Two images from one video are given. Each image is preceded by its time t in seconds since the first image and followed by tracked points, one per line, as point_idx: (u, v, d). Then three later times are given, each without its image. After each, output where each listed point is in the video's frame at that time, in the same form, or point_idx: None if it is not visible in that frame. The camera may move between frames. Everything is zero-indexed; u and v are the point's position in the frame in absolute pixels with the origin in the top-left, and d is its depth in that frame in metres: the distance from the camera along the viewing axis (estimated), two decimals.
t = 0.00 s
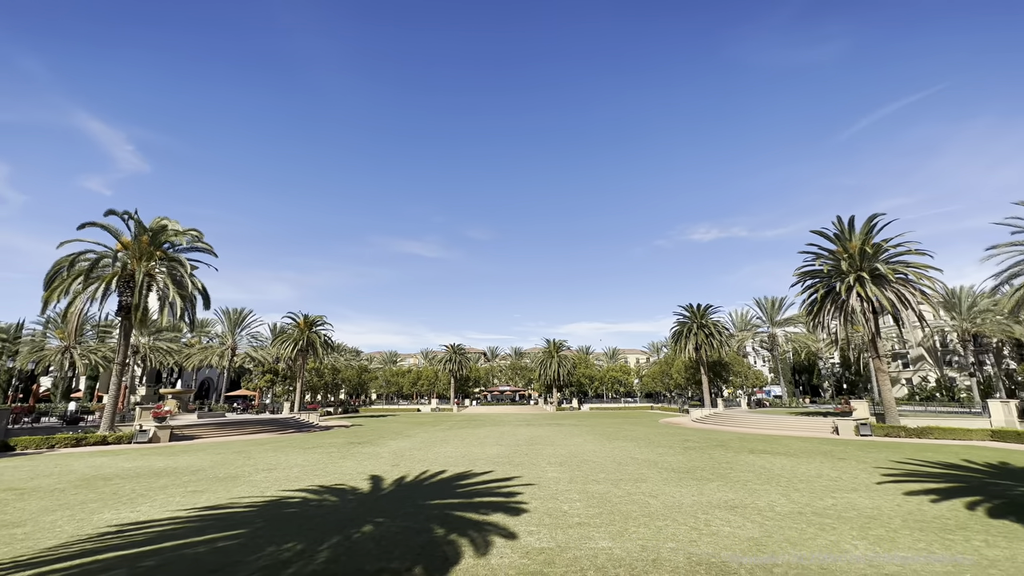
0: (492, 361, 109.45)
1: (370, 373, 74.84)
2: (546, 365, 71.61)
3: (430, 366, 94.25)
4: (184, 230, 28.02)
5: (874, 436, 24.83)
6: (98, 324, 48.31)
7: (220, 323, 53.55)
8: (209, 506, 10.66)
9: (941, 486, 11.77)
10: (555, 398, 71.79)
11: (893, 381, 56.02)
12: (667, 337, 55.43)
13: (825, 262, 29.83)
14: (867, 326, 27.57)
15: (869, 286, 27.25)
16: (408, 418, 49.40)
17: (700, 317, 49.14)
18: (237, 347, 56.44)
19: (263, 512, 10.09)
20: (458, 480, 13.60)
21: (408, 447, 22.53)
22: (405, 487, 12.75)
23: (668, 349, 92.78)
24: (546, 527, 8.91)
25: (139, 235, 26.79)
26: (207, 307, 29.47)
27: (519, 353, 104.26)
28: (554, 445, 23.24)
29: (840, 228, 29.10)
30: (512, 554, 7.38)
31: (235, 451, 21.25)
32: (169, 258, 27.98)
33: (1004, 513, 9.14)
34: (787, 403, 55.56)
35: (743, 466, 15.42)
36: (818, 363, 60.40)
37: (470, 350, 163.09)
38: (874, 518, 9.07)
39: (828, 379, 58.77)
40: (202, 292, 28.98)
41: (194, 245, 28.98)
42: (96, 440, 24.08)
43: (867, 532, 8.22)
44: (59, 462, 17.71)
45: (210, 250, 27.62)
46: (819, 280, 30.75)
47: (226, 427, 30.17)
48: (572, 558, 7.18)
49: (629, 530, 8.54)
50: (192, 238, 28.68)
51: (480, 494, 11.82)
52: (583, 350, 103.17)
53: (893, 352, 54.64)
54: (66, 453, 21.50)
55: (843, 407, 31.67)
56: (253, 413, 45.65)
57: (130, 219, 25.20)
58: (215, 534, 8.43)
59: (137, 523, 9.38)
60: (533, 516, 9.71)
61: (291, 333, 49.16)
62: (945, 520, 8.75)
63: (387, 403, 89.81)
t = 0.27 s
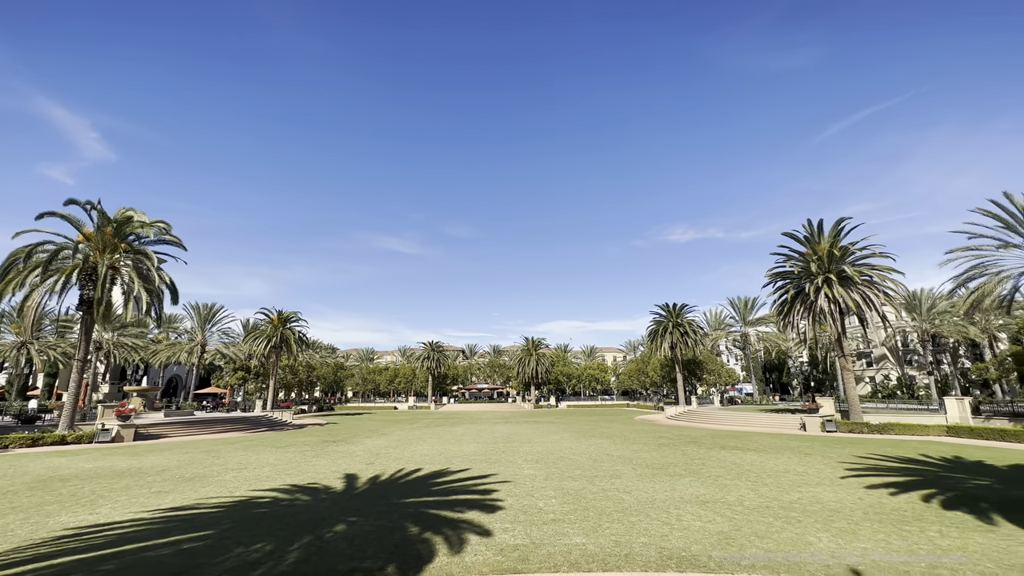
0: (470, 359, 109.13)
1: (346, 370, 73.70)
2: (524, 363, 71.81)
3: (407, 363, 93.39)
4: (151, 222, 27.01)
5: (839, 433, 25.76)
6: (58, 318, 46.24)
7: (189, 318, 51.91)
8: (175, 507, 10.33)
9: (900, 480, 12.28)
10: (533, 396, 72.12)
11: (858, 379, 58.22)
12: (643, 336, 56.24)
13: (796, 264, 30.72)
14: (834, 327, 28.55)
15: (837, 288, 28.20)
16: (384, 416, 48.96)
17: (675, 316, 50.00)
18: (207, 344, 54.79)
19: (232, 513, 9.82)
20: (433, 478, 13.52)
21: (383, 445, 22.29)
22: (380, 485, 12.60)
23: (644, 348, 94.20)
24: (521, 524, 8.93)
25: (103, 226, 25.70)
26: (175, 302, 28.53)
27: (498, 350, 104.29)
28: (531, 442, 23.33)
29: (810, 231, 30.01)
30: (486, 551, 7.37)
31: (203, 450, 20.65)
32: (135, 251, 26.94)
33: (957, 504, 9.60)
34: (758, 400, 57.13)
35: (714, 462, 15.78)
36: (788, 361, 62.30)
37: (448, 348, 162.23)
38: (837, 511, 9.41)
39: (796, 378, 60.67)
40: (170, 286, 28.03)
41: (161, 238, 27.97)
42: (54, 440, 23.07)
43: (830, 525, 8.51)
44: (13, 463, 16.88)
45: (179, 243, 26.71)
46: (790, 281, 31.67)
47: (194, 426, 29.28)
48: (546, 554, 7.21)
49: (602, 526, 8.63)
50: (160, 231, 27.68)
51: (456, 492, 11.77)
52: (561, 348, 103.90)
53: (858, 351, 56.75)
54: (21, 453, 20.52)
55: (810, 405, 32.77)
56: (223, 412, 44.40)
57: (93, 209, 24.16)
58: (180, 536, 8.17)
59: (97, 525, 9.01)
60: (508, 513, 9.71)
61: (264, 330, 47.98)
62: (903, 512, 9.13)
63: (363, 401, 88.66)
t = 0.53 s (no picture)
0: (449, 356, 108.60)
1: (322, 367, 72.43)
2: (504, 360, 71.84)
3: (385, 360, 92.36)
4: (116, 212, 25.97)
5: (807, 428, 26.60)
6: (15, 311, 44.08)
7: (157, 313, 50.15)
8: (140, 508, 9.98)
9: (863, 473, 12.76)
10: (512, 393, 72.27)
11: (825, 376, 60.21)
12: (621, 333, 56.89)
13: (769, 264, 31.49)
14: (804, 325, 29.42)
15: (807, 288, 29.05)
16: (361, 413, 48.35)
17: (652, 314, 50.72)
18: (176, 339, 53.04)
19: (200, 513, 9.54)
20: (410, 476, 13.42)
21: (359, 442, 22.00)
22: (355, 483, 12.43)
23: (622, 345, 95.34)
24: (497, 520, 8.93)
25: (64, 216, 24.57)
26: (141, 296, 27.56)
27: (477, 347, 104.09)
28: (509, 439, 23.38)
29: (783, 232, 30.79)
30: (462, 548, 7.34)
31: (171, 448, 20.02)
32: (98, 242, 25.87)
33: (916, 496, 10.02)
34: (731, 397, 58.52)
35: (688, 458, 16.09)
36: (760, 359, 63.98)
37: (426, 345, 161.00)
38: (804, 503, 9.71)
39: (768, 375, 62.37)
40: (137, 279, 27.04)
41: (127, 229, 26.92)
42: (10, 439, 22.01)
43: (797, 517, 8.78)
44: None
45: (146, 235, 25.77)
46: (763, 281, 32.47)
47: (162, 424, 28.33)
48: (522, 550, 7.23)
49: (578, 521, 8.70)
50: (125, 222, 26.63)
51: (432, 489, 11.70)
52: (540, 345, 104.32)
53: (826, 349, 58.68)
54: None
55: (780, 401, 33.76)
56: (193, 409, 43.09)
57: (54, 198, 23.07)
58: (144, 537, 7.90)
59: (54, 527, 8.64)
60: (484, 510, 9.70)
61: (237, 325, 46.70)
62: (865, 504, 9.49)
63: (339, 398, 87.25)
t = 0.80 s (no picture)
0: (429, 352, 107.95)
1: (298, 363, 71.07)
2: (483, 357, 71.79)
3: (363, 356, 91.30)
4: (79, 202, 24.89)
5: (778, 423, 27.38)
6: None
7: (124, 307, 48.36)
8: (103, 508, 9.65)
9: (830, 466, 13.21)
10: (491, 389, 72.33)
11: (796, 373, 62.07)
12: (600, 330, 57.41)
13: (744, 264, 32.21)
14: (776, 324, 30.22)
15: (780, 287, 29.82)
16: (338, 410, 47.69)
17: (631, 312, 51.37)
18: (143, 334, 51.27)
19: (167, 513, 9.25)
20: (386, 473, 13.28)
21: (335, 439, 21.69)
22: (330, 481, 12.26)
23: (601, 342, 96.42)
24: (474, 516, 8.93)
25: (23, 204, 23.42)
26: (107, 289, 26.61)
27: (457, 344, 103.73)
28: (488, 435, 23.40)
29: (757, 233, 31.53)
30: (438, 545, 7.31)
31: (137, 447, 19.36)
32: (60, 232, 24.77)
33: (878, 488, 10.44)
34: (706, 393, 59.80)
35: (663, 453, 16.39)
36: (734, 357, 65.55)
37: (405, 341, 159.64)
38: (773, 496, 10.00)
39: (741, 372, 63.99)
40: (102, 272, 26.05)
41: (91, 219, 25.85)
42: None
43: (766, 509, 9.03)
44: None
45: (112, 226, 24.81)
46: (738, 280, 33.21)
47: (128, 422, 27.37)
48: (498, 546, 7.25)
49: (554, 516, 8.77)
50: (89, 211, 25.58)
51: (409, 486, 11.62)
52: (520, 342, 104.57)
53: (797, 347, 60.49)
54: None
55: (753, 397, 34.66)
56: (162, 406, 41.76)
57: (12, 186, 21.98)
58: (108, 539, 7.64)
59: (11, 530, 8.27)
60: (462, 506, 9.69)
61: (209, 320, 45.42)
62: (831, 496, 9.83)
63: (315, 394, 85.81)
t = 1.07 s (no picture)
0: (408, 349, 107.13)
1: (273, 359, 69.57)
2: (463, 353, 71.61)
3: (341, 352, 90.14)
4: (41, 191, 23.82)
5: (751, 419, 28.11)
6: None
7: (89, 300, 46.55)
8: (66, 509, 9.29)
9: (799, 460, 13.62)
10: (471, 386, 72.26)
11: (768, 370, 63.78)
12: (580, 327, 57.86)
13: (720, 263, 32.86)
14: (751, 322, 30.95)
15: (755, 286, 30.56)
16: (315, 406, 46.97)
17: (610, 309, 51.92)
18: (110, 329, 49.46)
19: (134, 513, 8.96)
20: (364, 470, 13.13)
21: (312, 437, 21.34)
22: (306, 478, 12.06)
23: (580, 339, 97.23)
24: (452, 512, 8.92)
25: None
26: (71, 281, 25.63)
27: (437, 340, 103.18)
28: (467, 431, 23.36)
29: (734, 233, 32.19)
30: (415, 541, 7.27)
31: (103, 445, 18.67)
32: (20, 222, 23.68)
33: (844, 481, 10.83)
34: (682, 389, 60.95)
35: (640, 448, 16.63)
36: (709, 354, 66.93)
37: (384, 337, 157.96)
38: (745, 490, 10.27)
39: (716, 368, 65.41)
40: (66, 264, 25.04)
41: (54, 208, 24.77)
42: None
43: (738, 502, 9.26)
44: None
45: (77, 216, 23.85)
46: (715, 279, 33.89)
47: (93, 420, 26.38)
48: (476, 542, 7.25)
49: (532, 511, 8.82)
50: (52, 201, 24.51)
51: (386, 483, 11.52)
52: (500, 338, 104.63)
53: (770, 345, 62.12)
54: None
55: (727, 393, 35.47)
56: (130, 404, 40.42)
57: None
58: (71, 540, 7.36)
59: None
60: (440, 502, 9.66)
61: (180, 315, 44.09)
62: (800, 489, 10.16)
63: (291, 391, 84.32)
